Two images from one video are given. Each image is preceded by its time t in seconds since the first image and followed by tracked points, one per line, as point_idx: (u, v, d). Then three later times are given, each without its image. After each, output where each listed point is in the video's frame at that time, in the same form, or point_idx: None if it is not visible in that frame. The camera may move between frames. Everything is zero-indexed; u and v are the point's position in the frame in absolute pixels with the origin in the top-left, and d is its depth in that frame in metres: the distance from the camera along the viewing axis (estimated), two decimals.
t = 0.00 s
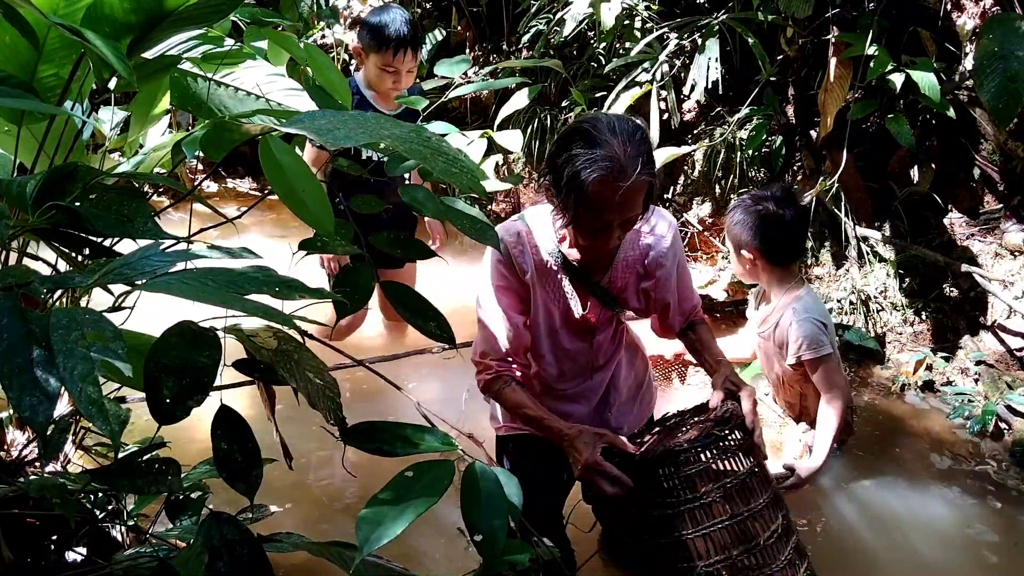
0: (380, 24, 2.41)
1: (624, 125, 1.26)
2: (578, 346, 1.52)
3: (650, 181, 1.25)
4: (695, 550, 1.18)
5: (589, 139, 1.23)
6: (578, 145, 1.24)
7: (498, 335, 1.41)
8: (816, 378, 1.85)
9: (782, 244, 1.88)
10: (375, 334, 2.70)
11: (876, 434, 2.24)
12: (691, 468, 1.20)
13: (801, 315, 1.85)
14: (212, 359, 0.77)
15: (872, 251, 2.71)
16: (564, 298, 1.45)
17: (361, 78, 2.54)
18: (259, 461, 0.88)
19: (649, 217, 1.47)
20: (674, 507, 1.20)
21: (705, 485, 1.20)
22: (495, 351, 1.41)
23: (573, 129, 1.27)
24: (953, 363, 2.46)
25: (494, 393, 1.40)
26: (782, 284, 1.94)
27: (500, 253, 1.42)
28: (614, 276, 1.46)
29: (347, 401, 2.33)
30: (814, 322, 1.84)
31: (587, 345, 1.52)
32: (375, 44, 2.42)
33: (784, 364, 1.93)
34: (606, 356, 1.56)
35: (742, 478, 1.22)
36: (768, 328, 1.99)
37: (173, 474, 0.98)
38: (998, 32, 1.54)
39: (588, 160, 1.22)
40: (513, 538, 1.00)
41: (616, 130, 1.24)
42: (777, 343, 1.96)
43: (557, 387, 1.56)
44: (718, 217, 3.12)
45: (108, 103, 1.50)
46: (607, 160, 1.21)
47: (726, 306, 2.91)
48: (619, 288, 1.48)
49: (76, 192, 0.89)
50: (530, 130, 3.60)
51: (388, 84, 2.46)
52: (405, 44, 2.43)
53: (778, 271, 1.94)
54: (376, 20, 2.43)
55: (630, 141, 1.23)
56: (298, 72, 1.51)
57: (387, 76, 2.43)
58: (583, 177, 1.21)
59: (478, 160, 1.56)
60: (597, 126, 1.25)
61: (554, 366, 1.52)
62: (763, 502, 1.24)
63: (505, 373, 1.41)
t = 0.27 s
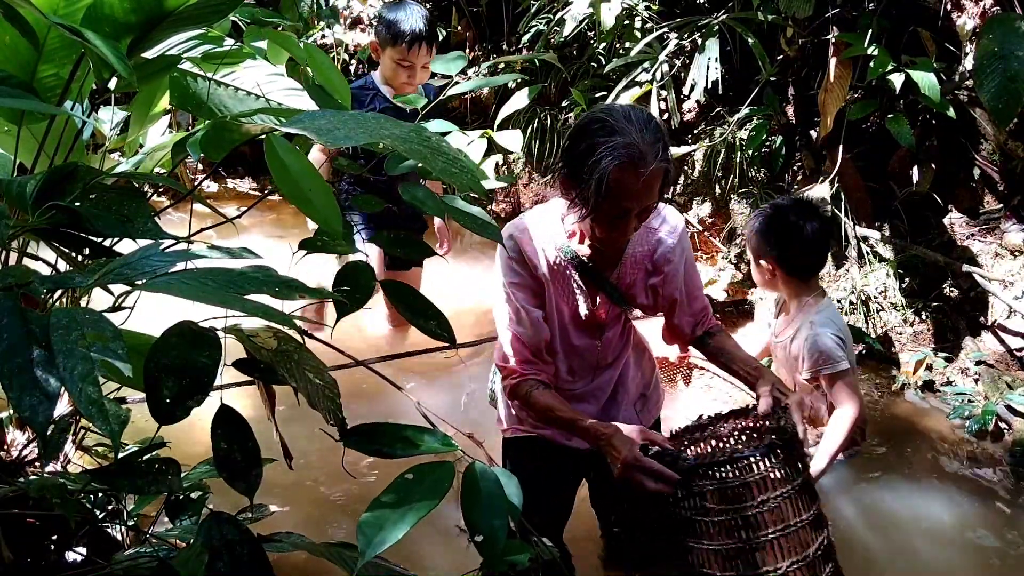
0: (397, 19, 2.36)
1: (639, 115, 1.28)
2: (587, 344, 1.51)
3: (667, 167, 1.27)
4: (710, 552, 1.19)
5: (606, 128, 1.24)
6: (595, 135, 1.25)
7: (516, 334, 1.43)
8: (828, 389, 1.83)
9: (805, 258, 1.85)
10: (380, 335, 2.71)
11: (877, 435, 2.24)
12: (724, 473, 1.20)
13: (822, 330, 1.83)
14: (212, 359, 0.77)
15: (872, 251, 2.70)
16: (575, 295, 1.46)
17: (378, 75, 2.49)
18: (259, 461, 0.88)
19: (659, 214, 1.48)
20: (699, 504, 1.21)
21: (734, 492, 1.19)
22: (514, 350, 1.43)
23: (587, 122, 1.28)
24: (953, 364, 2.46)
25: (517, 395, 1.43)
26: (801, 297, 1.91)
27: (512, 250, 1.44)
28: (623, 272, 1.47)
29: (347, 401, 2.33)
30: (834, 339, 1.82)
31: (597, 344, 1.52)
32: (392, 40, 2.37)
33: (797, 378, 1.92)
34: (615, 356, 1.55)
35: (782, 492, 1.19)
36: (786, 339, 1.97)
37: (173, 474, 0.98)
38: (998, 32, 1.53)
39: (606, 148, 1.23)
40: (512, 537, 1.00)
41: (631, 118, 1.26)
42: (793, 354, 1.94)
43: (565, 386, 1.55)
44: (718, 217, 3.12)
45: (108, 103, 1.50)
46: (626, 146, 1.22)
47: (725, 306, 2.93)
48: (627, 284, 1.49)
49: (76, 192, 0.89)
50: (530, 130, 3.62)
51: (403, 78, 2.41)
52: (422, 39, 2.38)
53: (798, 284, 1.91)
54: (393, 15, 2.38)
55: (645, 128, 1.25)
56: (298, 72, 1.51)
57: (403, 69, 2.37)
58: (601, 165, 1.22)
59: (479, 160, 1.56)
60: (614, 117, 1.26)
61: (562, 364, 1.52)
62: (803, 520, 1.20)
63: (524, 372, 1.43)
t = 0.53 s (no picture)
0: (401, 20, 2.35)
1: (660, 122, 1.25)
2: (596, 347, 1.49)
3: (689, 175, 1.25)
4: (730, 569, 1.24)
5: (630, 136, 1.22)
6: (618, 143, 1.22)
7: (531, 342, 1.40)
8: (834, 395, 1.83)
9: (816, 262, 1.84)
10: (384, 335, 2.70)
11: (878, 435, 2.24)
12: (757, 512, 1.23)
13: (831, 338, 1.82)
14: (212, 359, 0.77)
15: (872, 251, 2.70)
16: (586, 300, 1.43)
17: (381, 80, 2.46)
18: (259, 461, 0.88)
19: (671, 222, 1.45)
20: (728, 542, 1.24)
21: (765, 531, 1.23)
22: (530, 360, 1.41)
23: (609, 130, 1.25)
24: (953, 364, 2.46)
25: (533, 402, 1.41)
26: (812, 302, 1.90)
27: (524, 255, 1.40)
28: (635, 278, 1.45)
29: (348, 402, 2.33)
30: (843, 345, 1.80)
31: (605, 347, 1.50)
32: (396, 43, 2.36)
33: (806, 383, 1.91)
34: (620, 357, 1.54)
35: (812, 532, 1.24)
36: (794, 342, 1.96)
37: (173, 474, 0.98)
38: (998, 32, 1.53)
39: (630, 156, 1.20)
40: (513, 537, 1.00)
41: (653, 125, 1.24)
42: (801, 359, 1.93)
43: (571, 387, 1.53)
44: (718, 217, 3.08)
45: (108, 104, 1.50)
46: (652, 155, 1.20)
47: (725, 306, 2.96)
48: (638, 288, 1.47)
49: (75, 192, 0.89)
50: (530, 130, 3.66)
51: (411, 80, 2.38)
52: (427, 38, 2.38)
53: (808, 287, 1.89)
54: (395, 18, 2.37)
55: (668, 136, 1.23)
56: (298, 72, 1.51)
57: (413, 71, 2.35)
58: (626, 173, 1.20)
59: (478, 160, 1.56)
60: (636, 124, 1.24)
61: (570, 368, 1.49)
62: (831, 559, 1.25)
63: (539, 382, 1.41)
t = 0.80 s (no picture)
0: (400, 25, 2.27)
1: (690, 148, 1.18)
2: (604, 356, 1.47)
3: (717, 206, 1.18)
4: None
5: (658, 165, 1.14)
6: (645, 170, 1.14)
7: (545, 363, 1.35)
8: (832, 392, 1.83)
9: (815, 259, 1.83)
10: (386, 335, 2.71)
11: (876, 438, 2.24)
12: (784, 529, 1.16)
13: (830, 335, 1.81)
14: (212, 359, 0.77)
15: (872, 251, 2.69)
16: (598, 316, 1.40)
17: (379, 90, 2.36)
18: (259, 461, 0.88)
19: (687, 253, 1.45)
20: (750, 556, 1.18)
21: (789, 548, 1.16)
22: (545, 382, 1.35)
23: (636, 154, 1.16)
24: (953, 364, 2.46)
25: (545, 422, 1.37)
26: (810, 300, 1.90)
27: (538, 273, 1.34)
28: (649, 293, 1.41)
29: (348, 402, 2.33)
30: (841, 343, 1.80)
31: (611, 356, 1.48)
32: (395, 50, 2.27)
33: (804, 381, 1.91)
34: (622, 362, 1.53)
35: (837, 550, 1.17)
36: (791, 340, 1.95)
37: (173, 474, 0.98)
38: (998, 32, 1.53)
39: (659, 186, 1.12)
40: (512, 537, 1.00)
41: (683, 153, 1.16)
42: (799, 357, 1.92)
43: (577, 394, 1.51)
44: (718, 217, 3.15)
45: (108, 103, 1.50)
46: (682, 186, 1.12)
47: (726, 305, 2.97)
48: (649, 303, 1.44)
49: (76, 192, 0.89)
50: (531, 130, 3.67)
51: (412, 85, 2.29)
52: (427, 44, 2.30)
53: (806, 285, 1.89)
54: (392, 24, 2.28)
55: (699, 166, 1.15)
56: (297, 72, 1.51)
57: (415, 76, 2.26)
58: (653, 203, 1.13)
59: (478, 160, 1.56)
60: (665, 150, 1.16)
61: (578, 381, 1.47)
62: None
63: (553, 404, 1.35)
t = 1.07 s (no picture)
0: (406, 34, 2.23)
1: (708, 198, 1.22)
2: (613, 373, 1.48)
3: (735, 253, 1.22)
4: None
5: (682, 218, 1.17)
6: (668, 224, 1.17)
7: (559, 393, 1.36)
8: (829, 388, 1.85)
9: (813, 255, 1.84)
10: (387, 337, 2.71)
11: (876, 436, 2.24)
12: (804, 526, 1.19)
13: (828, 330, 1.81)
14: (212, 359, 0.77)
15: (872, 251, 2.69)
16: (610, 342, 1.41)
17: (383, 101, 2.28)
18: (260, 460, 0.88)
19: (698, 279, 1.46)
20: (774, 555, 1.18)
21: (809, 546, 1.18)
22: (560, 409, 1.37)
23: (657, 203, 1.20)
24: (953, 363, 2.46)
25: (560, 443, 1.40)
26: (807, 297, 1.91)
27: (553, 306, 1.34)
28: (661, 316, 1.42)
29: (348, 402, 2.33)
30: (837, 337, 1.81)
31: (618, 375, 1.50)
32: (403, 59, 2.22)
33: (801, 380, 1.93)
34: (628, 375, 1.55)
35: (856, 551, 1.19)
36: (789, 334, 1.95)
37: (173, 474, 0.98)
38: (998, 32, 1.53)
39: (682, 240, 1.16)
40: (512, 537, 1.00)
41: (702, 203, 1.20)
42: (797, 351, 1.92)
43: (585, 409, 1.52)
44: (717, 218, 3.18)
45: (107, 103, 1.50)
46: (706, 242, 1.16)
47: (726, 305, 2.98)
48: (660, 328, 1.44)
49: (76, 192, 0.89)
50: (530, 130, 3.67)
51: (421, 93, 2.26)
52: (432, 50, 2.28)
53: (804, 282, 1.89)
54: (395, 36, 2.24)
55: (718, 217, 1.19)
56: (297, 72, 1.51)
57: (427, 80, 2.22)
58: (677, 257, 1.16)
59: (478, 160, 1.56)
60: (685, 202, 1.20)
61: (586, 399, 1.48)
62: None
63: (568, 427, 1.38)
